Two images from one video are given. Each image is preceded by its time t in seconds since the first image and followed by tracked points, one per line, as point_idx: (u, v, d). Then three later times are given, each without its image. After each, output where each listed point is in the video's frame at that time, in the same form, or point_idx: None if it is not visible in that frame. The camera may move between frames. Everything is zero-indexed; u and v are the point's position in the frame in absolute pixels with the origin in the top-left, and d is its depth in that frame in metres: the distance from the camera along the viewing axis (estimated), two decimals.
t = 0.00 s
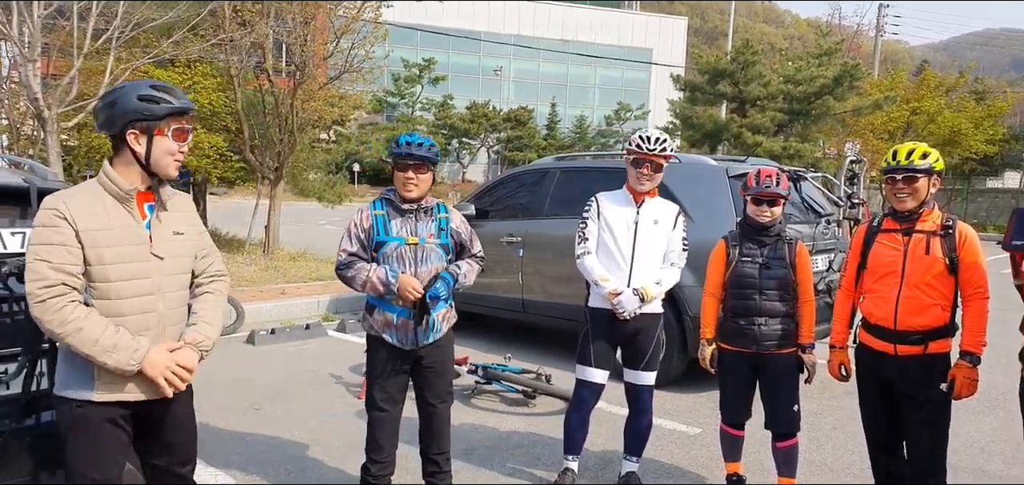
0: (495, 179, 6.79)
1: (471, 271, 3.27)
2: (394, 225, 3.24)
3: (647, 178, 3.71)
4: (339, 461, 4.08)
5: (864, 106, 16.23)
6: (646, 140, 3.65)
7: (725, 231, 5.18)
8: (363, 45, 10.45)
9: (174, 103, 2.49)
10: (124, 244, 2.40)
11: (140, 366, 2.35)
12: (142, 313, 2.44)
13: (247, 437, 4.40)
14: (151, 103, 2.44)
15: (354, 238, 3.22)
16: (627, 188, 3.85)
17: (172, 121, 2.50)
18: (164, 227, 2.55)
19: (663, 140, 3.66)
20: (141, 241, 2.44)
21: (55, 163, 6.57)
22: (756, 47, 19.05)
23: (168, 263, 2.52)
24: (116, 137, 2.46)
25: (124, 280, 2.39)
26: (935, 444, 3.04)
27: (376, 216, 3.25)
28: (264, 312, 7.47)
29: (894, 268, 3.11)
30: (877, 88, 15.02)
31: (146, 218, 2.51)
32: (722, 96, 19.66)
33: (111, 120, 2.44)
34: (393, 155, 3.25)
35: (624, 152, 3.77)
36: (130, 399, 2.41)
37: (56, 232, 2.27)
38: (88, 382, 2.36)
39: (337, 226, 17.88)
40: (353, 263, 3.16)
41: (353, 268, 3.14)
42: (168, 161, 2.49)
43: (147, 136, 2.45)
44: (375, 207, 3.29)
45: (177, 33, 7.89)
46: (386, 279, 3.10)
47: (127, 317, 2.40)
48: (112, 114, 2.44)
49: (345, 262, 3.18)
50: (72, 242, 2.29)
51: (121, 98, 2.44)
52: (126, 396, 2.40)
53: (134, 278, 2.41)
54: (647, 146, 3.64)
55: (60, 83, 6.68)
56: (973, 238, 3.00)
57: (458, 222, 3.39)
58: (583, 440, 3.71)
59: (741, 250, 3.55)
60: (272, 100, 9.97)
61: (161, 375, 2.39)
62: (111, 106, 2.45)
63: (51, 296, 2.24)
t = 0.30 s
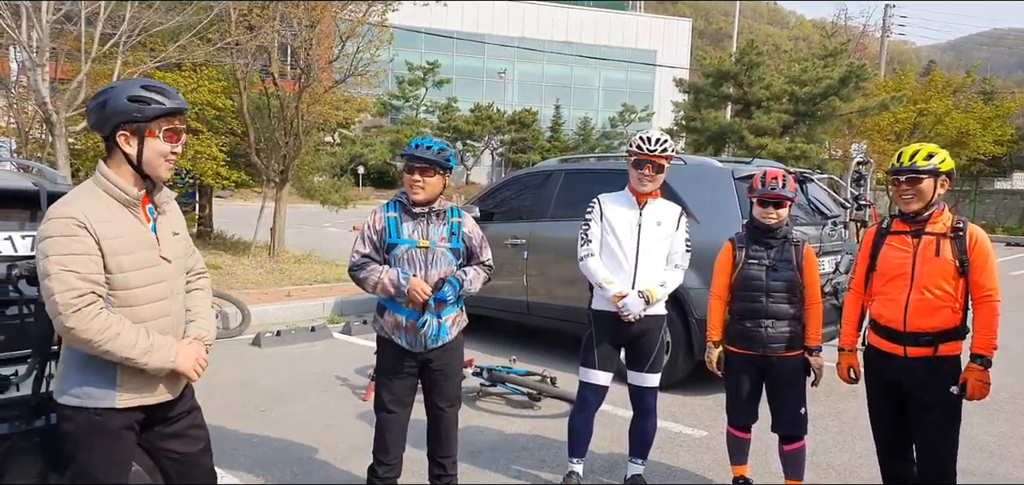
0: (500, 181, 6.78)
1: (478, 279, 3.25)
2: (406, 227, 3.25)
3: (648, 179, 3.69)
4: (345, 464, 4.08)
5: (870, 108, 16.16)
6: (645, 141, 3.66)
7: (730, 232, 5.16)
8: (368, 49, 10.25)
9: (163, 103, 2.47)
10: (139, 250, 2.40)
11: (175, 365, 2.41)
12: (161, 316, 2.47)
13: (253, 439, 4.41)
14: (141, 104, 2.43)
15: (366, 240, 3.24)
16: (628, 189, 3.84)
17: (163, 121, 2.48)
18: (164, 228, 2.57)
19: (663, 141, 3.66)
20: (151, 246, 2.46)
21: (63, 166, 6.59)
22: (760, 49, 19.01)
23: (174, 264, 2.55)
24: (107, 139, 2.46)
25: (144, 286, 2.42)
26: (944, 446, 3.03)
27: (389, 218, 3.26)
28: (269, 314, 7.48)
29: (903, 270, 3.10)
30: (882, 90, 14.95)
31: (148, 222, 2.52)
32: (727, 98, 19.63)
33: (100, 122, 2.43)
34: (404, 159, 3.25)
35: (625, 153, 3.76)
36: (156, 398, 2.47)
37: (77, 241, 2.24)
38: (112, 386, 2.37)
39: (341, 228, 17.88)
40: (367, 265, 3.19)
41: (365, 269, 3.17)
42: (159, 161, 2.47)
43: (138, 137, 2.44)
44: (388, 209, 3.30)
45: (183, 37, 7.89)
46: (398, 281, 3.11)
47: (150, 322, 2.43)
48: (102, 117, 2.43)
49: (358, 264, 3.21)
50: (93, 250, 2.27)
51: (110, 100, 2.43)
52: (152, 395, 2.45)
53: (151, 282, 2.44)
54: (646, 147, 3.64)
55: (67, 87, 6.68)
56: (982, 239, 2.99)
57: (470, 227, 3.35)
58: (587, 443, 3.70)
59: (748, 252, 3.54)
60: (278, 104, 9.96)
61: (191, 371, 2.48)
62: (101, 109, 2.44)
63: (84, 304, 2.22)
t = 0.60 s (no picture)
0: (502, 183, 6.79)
1: (482, 280, 3.25)
2: (406, 229, 3.25)
3: (637, 180, 3.70)
4: (349, 467, 4.08)
5: (872, 109, 16.17)
6: (632, 142, 3.67)
7: (732, 234, 5.16)
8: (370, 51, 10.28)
9: (156, 102, 2.46)
10: (163, 253, 2.40)
11: (183, 371, 2.36)
12: (182, 320, 2.44)
13: (255, 442, 4.41)
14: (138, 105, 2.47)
15: (366, 244, 3.27)
16: (618, 191, 3.85)
17: (152, 122, 2.46)
18: (200, 233, 2.54)
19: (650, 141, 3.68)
20: (177, 249, 2.45)
21: (64, 169, 6.59)
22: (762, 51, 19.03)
23: (205, 270, 2.52)
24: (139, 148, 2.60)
25: (167, 288, 2.40)
26: (948, 447, 3.03)
27: (389, 221, 3.26)
28: (272, 318, 7.49)
29: (906, 272, 3.09)
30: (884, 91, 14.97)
31: (180, 227, 2.50)
32: (729, 100, 19.65)
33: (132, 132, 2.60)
34: (405, 161, 3.25)
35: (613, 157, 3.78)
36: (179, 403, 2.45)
37: (94, 242, 2.27)
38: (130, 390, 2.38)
39: (344, 231, 17.90)
40: (365, 269, 3.21)
41: (364, 273, 3.19)
42: (151, 160, 2.43)
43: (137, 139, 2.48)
44: (389, 211, 3.31)
45: (184, 40, 7.89)
46: (394, 286, 3.11)
47: (169, 325, 2.41)
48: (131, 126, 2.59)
49: (358, 268, 3.23)
50: (110, 252, 2.30)
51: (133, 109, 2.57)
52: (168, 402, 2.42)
53: (174, 286, 2.42)
54: (633, 148, 3.66)
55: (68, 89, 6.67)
56: (985, 241, 2.98)
57: (473, 228, 3.35)
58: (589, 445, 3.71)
59: (751, 253, 3.53)
60: (281, 107, 9.98)
61: (206, 378, 2.43)
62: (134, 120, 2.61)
63: (95, 304, 2.26)
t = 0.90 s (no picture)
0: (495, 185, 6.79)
1: (472, 283, 3.24)
2: (398, 231, 3.24)
3: (616, 180, 3.72)
4: (345, 471, 4.07)
5: (866, 109, 16.23)
6: (612, 142, 3.68)
7: (725, 234, 5.16)
8: (366, 52, 10.41)
9: (183, 104, 2.50)
10: (184, 256, 2.42)
11: (131, 408, 2.30)
12: (199, 322, 2.43)
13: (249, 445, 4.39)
14: (167, 109, 2.51)
15: (358, 246, 3.26)
16: (601, 192, 3.85)
17: (179, 125, 2.50)
18: (226, 236, 2.52)
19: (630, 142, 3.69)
20: (200, 251, 2.45)
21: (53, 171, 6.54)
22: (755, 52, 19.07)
23: (229, 273, 2.49)
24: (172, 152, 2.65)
25: (186, 291, 2.41)
26: (940, 446, 3.03)
27: (381, 223, 3.26)
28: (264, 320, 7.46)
29: (899, 271, 3.09)
30: (876, 91, 15.05)
31: (208, 232, 2.50)
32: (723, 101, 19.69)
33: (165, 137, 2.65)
34: (399, 162, 3.24)
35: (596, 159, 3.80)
36: (196, 401, 2.45)
37: (116, 242, 2.34)
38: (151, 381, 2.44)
39: (338, 233, 17.84)
40: (358, 271, 3.20)
41: (357, 275, 3.18)
42: (180, 162, 2.46)
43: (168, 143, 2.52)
44: (380, 213, 3.30)
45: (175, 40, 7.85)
46: (388, 289, 3.11)
47: (186, 328, 2.41)
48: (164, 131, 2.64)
49: (350, 270, 3.22)
50: (132, 253, 2.35)
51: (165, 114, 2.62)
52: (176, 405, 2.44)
53: (193, 288, 2.42)
54: (612, 149, 3.67)
55: (58, 90, 6.62)
56: (976, 241, 2.99)
57: (465, 229, 3.34)
58: (583, 446, 3.71)
59: (744, 254, 3.54)
60: (274, 108, 9.97)
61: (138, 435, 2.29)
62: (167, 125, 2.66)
63: (107, 305, 2.31)
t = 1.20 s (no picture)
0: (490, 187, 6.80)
1: (465, 283, 3.23)
2: (392, 232, 3.24)
3: (606, 182, 3.73)
4: (340, 473, 4.06)
5: (859, 112, 16.29)
6: (602, 145, 3.69)
7: (720, 236, 5.18)
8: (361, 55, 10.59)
9: (209, 105, 2.46)
10: (191, 258, 2.38)
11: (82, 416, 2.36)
12: (202, 328, 2.40)
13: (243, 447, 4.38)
14: (190, 109, 2.48)
15: (351, 246, 3.25)
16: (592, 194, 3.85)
17: (202, 125, 2.46)
18: (235, 241, 2.50)
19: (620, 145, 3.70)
20: (206, 255, 2.41)
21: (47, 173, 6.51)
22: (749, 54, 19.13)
23: (236, 279, 2.47)
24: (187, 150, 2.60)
25: (190, 294, 2.38)
26: (934, 447, 3.05)
27: (375, 224, 3.26)
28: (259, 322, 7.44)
29: (893, 273, 3.11)
30: (869, 94, 15.12)
31: (217, 236, 2.47)
32: (717, 103, 19.74)
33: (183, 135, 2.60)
34: (395, 162, 3.24)
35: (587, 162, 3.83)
36: (192, 410, 2.41)
37: (118, 243, 2.31)
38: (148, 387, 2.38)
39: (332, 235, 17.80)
40: (351, 272, 3.20)
41: (350, 276, 3.18)
42: (200, 163, 2.42)
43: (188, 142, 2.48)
44: (374, 215, 3.30)
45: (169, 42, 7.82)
46: (381, 289, 3.11)
47: (187, 333, 2.37)
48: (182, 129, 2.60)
49: (343, 271, 3.22)
50: (134, 254, 2.31)
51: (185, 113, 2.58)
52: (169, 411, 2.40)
53: (198, 291, 2.39)
54: (602, 152, 3.68)
55: (51, 92, 6.59)
56: (969, 242, 3.01)
57: (458, 230, 3.34)
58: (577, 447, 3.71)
59: (738, 255, 3.55)
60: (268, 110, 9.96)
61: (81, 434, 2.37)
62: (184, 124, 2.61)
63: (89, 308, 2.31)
